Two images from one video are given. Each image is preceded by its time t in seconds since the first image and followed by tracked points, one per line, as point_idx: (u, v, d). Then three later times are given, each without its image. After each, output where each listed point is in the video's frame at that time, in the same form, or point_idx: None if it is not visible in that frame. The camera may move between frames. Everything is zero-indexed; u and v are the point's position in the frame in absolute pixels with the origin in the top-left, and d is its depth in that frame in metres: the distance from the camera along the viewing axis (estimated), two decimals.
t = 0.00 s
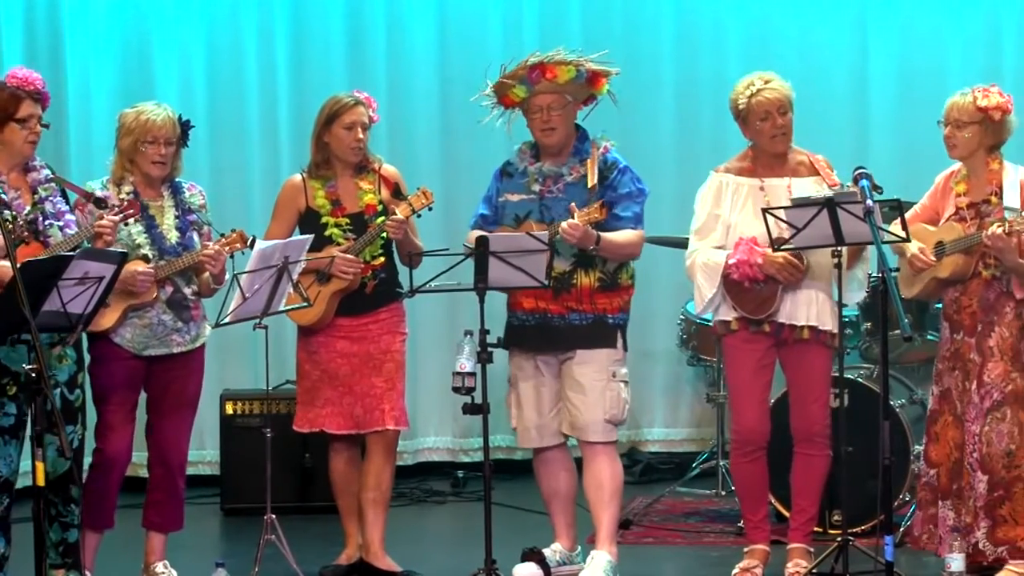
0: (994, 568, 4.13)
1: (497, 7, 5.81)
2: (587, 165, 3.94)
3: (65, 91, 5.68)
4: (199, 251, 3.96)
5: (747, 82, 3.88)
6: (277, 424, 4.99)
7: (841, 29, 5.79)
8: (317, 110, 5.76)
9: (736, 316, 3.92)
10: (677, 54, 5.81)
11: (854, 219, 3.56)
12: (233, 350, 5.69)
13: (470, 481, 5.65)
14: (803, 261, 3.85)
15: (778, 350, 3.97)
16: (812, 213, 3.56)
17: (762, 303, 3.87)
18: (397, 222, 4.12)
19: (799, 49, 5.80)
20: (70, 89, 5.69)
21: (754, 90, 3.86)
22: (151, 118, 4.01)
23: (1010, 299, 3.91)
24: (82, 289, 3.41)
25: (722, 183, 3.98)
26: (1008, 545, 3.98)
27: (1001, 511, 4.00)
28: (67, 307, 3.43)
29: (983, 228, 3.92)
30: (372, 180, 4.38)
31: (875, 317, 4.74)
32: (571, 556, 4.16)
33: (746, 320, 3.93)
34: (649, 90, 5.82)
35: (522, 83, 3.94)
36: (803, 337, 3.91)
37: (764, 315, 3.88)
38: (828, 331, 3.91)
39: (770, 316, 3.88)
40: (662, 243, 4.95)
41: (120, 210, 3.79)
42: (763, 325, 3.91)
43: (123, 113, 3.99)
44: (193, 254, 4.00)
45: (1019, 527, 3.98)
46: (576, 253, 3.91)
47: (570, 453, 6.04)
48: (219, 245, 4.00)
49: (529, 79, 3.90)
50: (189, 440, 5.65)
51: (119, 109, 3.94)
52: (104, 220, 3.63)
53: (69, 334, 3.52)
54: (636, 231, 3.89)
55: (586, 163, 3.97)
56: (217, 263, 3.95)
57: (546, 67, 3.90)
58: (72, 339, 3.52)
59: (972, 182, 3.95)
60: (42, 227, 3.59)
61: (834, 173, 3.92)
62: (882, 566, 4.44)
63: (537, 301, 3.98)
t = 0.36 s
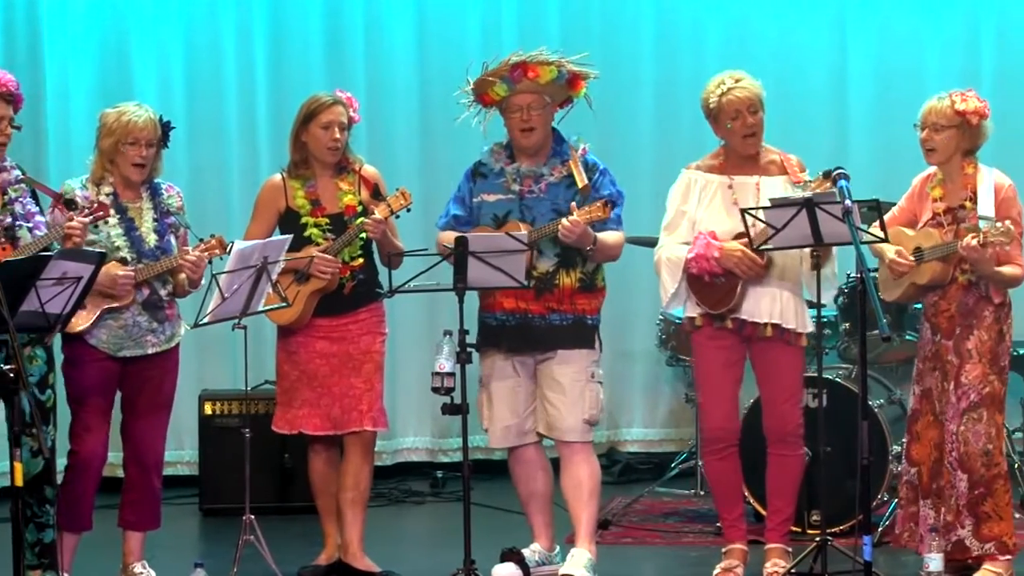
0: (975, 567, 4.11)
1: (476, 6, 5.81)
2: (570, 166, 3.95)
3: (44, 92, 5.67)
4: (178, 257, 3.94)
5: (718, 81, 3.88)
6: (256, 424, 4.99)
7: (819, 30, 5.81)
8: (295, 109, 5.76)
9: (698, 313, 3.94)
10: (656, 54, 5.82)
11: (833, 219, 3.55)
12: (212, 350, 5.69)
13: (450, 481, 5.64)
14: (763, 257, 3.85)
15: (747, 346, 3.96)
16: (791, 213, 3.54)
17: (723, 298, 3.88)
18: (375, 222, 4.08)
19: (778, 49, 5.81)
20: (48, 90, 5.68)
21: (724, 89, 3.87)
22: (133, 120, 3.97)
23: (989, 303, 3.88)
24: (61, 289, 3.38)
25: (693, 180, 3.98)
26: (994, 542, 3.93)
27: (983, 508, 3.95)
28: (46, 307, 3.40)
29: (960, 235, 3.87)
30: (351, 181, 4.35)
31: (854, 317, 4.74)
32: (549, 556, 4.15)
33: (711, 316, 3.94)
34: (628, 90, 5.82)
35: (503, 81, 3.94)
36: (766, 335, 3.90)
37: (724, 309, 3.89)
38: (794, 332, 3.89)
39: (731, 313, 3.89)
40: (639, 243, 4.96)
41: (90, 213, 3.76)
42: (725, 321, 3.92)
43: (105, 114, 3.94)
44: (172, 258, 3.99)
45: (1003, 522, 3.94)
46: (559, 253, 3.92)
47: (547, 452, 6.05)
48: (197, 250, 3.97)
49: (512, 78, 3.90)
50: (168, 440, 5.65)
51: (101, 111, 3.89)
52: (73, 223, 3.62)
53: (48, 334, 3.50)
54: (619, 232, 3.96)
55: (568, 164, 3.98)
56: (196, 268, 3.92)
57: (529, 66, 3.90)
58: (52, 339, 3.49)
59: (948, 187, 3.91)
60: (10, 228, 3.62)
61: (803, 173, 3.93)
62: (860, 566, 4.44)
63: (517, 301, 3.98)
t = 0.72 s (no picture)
0: (956, 565, 4.09)
1: (458, 7, 5.81)
2: (555, 169, 3.95)
3: (25, 91, 5.67)
4: (156, 257, 3.94)
5: (698, 95, 3.83)
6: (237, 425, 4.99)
7: (801, 31, 5.81)
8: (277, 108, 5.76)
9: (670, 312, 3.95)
10: (638, 54, 5.82)
11: (814, 219, 3.55)
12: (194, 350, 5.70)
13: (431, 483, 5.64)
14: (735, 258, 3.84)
15: (718, 351, 3.97)
16: (773, 212, 3.53)
17: (693, 298, 3.88)
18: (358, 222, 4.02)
19: (761, 49, 5.82)
20: (30, 89, 5.67)
21: (705, 102, 3.83)
22: (116, 121, 3.97)
23: (965, 306, 3.86)
24: (43, 289, 3.37)
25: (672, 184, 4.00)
26: (973, 537, 3.93)
27: (961, 504, 3.94)
28: (28, 307, 3.37)
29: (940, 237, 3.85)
30: (334, 182, 4.29)
31: (835, 318, 4.75)
32: (531, 556, 4.15)
33: (681, 317, 3.95)
34: (610, 91, 5.83)
35: (490, 83, 3.93)
36: (736, 339, 3.92)
37: (695, 309, 3.89)
38: (766, 338, 3.90)
39: (700, 313, 3.90)
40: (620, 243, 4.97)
41: (65, 215, 3.78)
42: (695, 322, 3.93)
43: (87, 114, 3.93)
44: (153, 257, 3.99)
45: (981, 518, 3.93)
46: (541, 257, 3.91)
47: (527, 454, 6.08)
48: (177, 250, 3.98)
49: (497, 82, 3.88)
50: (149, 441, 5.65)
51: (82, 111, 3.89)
52: (50, 224, 3.66)
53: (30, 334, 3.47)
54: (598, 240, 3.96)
55: (554, 167, 3.98)
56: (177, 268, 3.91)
57: (515, 71, 3.89)
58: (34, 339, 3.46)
59: (932, 188, 3.90)
60: None
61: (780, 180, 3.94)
62: (842, 566, 4.44)
63: (498, 301, 3.97)
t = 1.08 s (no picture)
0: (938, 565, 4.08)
1: (440, 7, 5.81)
2: (543, 168, 3.93)
3: (6, 91, 5.66)
4: (135, 256, 3.94)
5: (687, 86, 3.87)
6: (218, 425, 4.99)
7: (782, 32, 5.82)
8: (258, 106, 5.76)
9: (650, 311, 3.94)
10: (619, 53, 5.82)
11: (797, 220, 3.56)
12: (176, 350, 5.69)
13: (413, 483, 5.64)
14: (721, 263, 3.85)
15: (696, 352, 3.97)
16: (755, 213, 3.53)
17: (674, 301, 3.87)
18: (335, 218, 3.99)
19: (743, 50, 5.83)
20: (11, 88, 5.67)
21: (695, 93, 3.86)
22: (102, 120, 3.94)
23: (948, 304, 3.86)
24: (23, 289, 3.36)
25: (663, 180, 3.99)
26: (951, 541, 3.92)
27: (941, 507, 3.94)
28: (8, 307, 3.37)
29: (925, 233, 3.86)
30: (315, 181, 4.28)
31: (817, 318, 4.75)
32: (514, 556, 4.18)
33: (661, 317, 3.94)
34: (592, 91, 5.83)
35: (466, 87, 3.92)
36: (714, 341, 3.92)
37: (676, 312, 3.87)
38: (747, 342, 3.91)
39: (682, 315, 3.89)
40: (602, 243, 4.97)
41: (46, 214, 3.78)
42: (675, 324, 3.93)
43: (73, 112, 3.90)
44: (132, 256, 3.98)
45: (961, 521, 3.93)
46: (526, 259, 3.89)
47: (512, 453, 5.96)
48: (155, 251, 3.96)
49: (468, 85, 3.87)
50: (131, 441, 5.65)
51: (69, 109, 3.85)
52: (29, 223, 3.70)
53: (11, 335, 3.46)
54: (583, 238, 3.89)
55: (542, 167, 3.95)
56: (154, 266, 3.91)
57: (484, 77, 3.86)
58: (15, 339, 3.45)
59: (918, 185, 3.90)
60: None
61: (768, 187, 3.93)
62: (823, 566, 4.44)
63: (484, 303, 3.95)
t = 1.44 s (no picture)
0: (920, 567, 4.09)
1: (425, 7, 5.81)
2: (532, 175, 3.90)
3: None
4: (107, 254, 3.90)
5: (681, 84, 3.87)
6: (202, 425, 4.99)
7: (766, 33, 5.82)
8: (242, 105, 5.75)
9: (640, 312, 3.93)
10: (604, 52, 5.83)
11: (780, 220, 3.55)
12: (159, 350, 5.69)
13: (397, 483, 5.65)
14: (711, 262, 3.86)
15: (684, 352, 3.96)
16: (738, 214, 3.54)
17: (666, 302, 3.86)
18: (328, 215, 3.95)
19: (726, 51, 5.83)
20: None
21: (687, 91, 3.86)
22: (84, 118, 3.93)
23: (935, 302, 3.87)
24: (6, 290, 3.34)
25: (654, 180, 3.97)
26: (927, 546, 3.93)
27: (920, 512, 3.94)
28: None
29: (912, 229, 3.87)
30: (296, 179, 4.27)
31: (801, 318, 4.76)
32: (497, 556, 4.19)
33: (652, 317, 3.94)
34: (577, 92, 5.84)
35: (461, 96, 3.89)
36: (706, 343, 3.91)
37: (667, 313, 3.87)
38: (737, 342, 3.90)
39: (672, 317, 3.89)
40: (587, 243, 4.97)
41: (30, 215, 3.80)
42: (666, 324, 3.92)
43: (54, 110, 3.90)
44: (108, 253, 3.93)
45: (940, 528, 3.94)
46: (522, 268, 3.87)
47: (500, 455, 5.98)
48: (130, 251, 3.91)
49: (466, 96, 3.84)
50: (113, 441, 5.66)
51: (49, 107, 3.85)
52: (11, 225, 3.75)
53: None
54: (580, 244, 3.88)
55: (531, 175, 3.93)
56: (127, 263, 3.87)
57: (485, 87, 3.84)
58: None
59: (906, 182, 3.91)
60: None
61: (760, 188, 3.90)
62: (807, 566, 4.44)
63: (483, 315, 3.93)
